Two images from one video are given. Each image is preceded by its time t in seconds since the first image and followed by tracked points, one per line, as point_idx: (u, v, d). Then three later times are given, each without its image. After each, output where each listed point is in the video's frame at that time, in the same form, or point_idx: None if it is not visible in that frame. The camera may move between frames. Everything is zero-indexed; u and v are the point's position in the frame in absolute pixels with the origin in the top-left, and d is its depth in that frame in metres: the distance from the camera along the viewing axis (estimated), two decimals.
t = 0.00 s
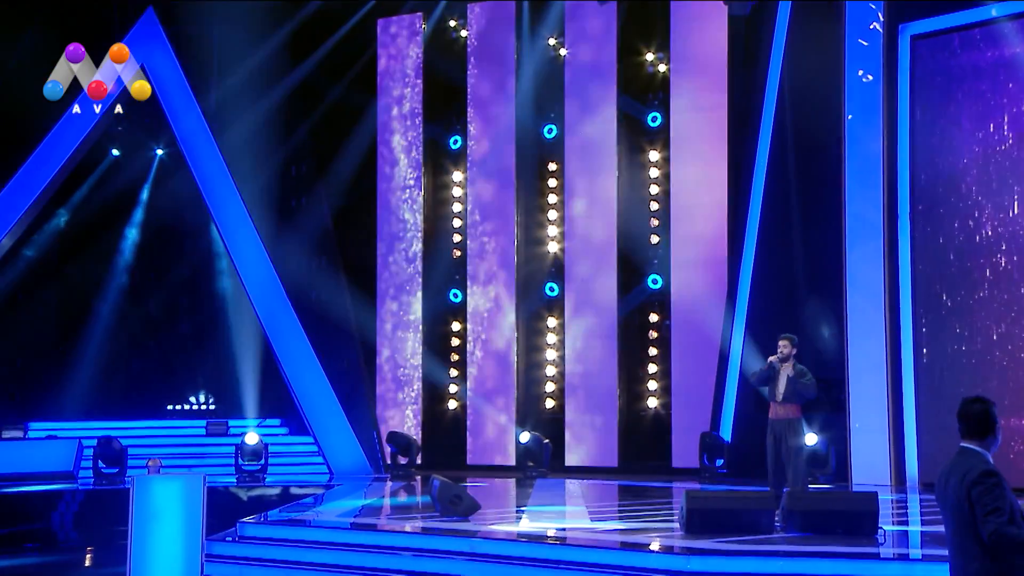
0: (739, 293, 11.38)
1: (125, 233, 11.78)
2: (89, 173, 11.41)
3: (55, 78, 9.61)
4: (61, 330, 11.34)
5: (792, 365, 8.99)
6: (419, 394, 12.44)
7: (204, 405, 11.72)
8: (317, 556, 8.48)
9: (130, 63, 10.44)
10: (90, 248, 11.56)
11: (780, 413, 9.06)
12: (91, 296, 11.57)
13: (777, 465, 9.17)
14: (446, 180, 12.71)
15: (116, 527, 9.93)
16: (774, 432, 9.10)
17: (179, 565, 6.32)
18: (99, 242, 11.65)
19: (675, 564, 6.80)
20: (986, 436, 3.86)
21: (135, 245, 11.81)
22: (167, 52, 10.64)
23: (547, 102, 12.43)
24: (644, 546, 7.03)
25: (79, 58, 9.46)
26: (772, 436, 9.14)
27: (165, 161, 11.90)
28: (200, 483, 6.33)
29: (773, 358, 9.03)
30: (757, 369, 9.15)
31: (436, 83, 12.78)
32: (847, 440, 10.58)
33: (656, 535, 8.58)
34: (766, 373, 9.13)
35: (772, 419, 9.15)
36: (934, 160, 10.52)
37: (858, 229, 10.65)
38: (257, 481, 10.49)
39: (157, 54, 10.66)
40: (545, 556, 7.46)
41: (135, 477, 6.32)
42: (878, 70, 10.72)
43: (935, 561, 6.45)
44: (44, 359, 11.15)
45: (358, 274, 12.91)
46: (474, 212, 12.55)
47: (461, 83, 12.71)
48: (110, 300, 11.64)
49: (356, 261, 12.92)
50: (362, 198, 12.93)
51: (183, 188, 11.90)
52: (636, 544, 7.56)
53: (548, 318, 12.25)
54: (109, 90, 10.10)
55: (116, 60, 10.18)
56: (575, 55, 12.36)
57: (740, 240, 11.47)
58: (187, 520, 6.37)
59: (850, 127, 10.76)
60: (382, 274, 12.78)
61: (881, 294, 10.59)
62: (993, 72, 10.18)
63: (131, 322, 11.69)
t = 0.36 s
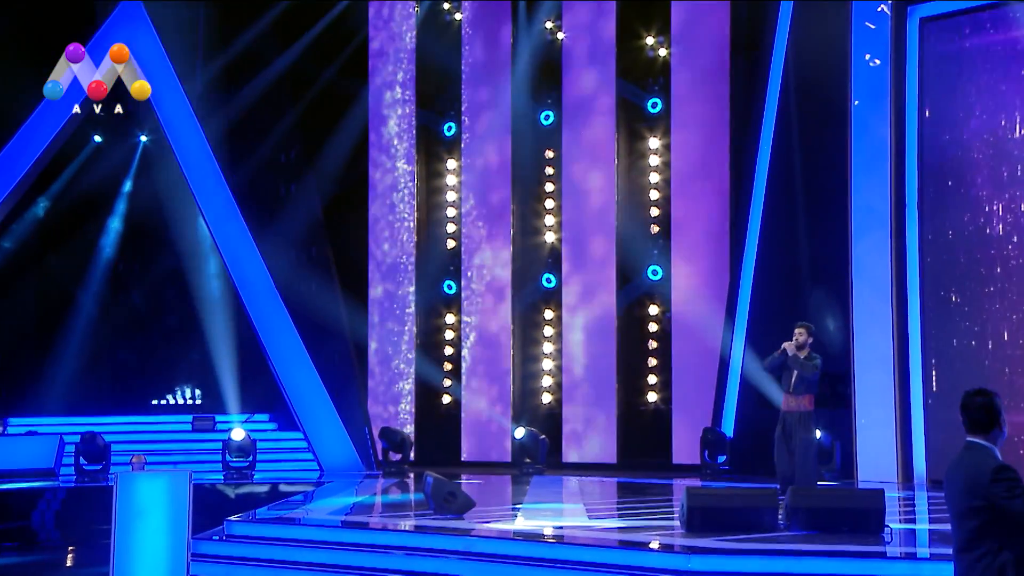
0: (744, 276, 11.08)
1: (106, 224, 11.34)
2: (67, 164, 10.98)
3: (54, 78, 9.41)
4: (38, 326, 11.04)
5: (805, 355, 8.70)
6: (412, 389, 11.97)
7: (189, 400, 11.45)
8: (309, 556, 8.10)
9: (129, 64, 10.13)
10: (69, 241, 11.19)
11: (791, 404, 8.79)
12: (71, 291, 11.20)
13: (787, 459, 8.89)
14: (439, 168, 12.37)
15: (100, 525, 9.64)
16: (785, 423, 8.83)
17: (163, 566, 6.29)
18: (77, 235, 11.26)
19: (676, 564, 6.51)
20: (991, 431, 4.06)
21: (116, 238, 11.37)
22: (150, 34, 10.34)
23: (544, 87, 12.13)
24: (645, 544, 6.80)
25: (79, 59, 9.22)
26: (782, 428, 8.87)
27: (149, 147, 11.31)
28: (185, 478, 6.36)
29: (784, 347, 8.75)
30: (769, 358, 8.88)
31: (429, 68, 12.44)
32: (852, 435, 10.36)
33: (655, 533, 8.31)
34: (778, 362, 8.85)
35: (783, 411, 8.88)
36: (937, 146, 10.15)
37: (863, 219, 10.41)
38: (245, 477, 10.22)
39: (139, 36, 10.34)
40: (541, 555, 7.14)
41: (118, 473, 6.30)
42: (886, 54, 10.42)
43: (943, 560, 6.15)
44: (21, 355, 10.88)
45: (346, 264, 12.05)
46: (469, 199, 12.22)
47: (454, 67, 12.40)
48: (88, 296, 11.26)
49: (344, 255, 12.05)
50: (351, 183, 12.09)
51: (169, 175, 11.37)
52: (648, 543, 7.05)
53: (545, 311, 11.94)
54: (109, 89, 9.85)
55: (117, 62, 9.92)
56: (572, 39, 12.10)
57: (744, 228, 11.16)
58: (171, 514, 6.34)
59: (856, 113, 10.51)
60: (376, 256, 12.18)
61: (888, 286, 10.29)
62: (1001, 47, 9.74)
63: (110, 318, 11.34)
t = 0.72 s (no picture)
0: (744, 280, 10.62)
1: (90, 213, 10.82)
2: (48, 152, 10.45)
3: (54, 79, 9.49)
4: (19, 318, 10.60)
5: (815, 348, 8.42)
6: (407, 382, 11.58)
7: (177, 394, 11.04)
8: (303, 540, 7.81)
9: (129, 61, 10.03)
10: (50, 229, 10.72)
11: (798, 398, 8.48)
12: (53, 283, 10.72)
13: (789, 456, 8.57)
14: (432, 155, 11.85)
15: (82, 524, 9.33)
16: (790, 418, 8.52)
17: (149, 566, 6.02)
18: (60, 225, 10.77)
19: (676, 564, 6.28)
20: (999, 426, 3.97)
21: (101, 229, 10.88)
22: (136, 18, 10.14)
23: (540, 72, 11.69)
24: (644, 543, 6.52)
25: (79, 59, 9.47)
26: (786, 423, 8.55)
27: (133, 132, 10.63)
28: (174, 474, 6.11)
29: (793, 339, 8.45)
30: (776, 350, 8.58)
31: (420, 52, 11.90)
32: (857, 430, 10.02)
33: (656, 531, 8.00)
34: (786, 355, 8.54)
35: (788, 405, 8.56)
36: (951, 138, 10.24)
37: (871, 209, 10.13)
38: (233, 474, 9.91)
39: (124, 20, 10.15)
40: (538, 553, 6.85)
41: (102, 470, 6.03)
42: (893, 38, 10.22)
43: (950, 559, 6.03)
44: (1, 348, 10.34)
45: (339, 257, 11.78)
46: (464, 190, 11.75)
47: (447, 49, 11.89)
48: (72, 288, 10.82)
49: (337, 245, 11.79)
50: (346, 174, 11.82)
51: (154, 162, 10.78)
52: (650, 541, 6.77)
53: (543, 303, 11.50)
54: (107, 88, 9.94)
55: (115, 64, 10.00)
56: (569, 23, 11.71)
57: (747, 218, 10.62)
58: (158, 510, 6.08)
59: (863, 97, 10.27)
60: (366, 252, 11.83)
61: (895, 278, 10.04)
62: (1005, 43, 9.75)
63: (95, 312, 10.93)
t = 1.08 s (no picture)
0: (743, 277, 10.31)
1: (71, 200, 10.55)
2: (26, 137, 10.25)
3: (56, 80, 9.48)
4: None
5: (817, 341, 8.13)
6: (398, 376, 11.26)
7: (160, 387, 10.80)
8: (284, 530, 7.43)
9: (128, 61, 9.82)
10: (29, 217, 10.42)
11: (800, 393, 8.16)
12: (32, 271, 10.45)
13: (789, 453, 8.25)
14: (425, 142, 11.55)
15: (61, 521, 9.02)
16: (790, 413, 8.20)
17: (131, 569, 5.36)
18: (41, 211, 10.46)
19: (675, 563, 6.01)
20: (1008, 419, 3.57)
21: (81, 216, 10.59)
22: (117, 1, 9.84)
23: (536, 56, 11.33)
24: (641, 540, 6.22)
25: (78, 58, 9.29)
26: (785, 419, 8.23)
27: (115, 118, 10.38)
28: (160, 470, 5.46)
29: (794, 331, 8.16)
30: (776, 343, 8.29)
31: (412, 35, 11.56)
32: (862, 425, 9.78)
33: (653, 529, 7.71)
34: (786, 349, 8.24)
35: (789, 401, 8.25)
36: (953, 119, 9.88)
37: (876, 198, 9.85)
38: (218, 471, 9.60)
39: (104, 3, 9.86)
40: (535, 552, 6.56)
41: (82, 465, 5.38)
42: (900, 21, 9.92)
43: (954, 557, 5.78)
44: None
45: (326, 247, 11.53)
46: (455, 178, 11.39)
47: (440, 33, 11.52)
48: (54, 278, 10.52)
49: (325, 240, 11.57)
50: (334, 163, 11.65)
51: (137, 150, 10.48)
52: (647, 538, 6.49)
53: (537, 295, 11.15)
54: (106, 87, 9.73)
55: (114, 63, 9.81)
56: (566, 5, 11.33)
57: (746, 210, 10.34)
58: (139, 511, 5.41)
59: (868, 82, 9.99)
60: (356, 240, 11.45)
61: (902, 269, 9.73)
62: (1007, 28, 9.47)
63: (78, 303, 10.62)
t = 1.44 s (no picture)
0: (743, 273, 10.08)
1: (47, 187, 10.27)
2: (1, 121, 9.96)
3: (56, 79, 9.23)
4: None
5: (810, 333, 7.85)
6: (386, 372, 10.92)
7: (142, 381, 10.36)
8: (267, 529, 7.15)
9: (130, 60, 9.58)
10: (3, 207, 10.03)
11: (795, 388, 7.85)
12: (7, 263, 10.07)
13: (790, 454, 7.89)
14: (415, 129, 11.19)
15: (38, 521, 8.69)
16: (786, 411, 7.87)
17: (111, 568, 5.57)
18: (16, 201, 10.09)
19: (671, 564, 5.71)
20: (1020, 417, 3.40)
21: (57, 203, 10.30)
22: None
23: (529, 41, 11.00)
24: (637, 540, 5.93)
25: (80, 58, 9.03)
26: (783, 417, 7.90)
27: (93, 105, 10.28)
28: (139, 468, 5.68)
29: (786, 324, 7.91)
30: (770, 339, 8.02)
31: (404, 19, 11.22)
32: (865, 422, 9.53)
33: (650, 528, 7.41)
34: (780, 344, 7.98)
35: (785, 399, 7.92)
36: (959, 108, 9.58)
37: (880, 185, 9.62)
38: (201, 469, 9.29)
39: None
40: (526, 553, 6.26)
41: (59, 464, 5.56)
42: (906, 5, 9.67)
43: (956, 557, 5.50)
44: None
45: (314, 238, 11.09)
46: (447, 167, 11.06)
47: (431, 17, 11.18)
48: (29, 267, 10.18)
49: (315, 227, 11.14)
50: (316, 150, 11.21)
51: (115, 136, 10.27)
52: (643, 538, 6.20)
53: (531, 286, 10.84)
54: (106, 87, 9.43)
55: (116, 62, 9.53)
56: None
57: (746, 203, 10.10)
58: (119, 510, 5.63)
59: (873, 67, 9.76)
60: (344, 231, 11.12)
61: (906, 259, 9.49)
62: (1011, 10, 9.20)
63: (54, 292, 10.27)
